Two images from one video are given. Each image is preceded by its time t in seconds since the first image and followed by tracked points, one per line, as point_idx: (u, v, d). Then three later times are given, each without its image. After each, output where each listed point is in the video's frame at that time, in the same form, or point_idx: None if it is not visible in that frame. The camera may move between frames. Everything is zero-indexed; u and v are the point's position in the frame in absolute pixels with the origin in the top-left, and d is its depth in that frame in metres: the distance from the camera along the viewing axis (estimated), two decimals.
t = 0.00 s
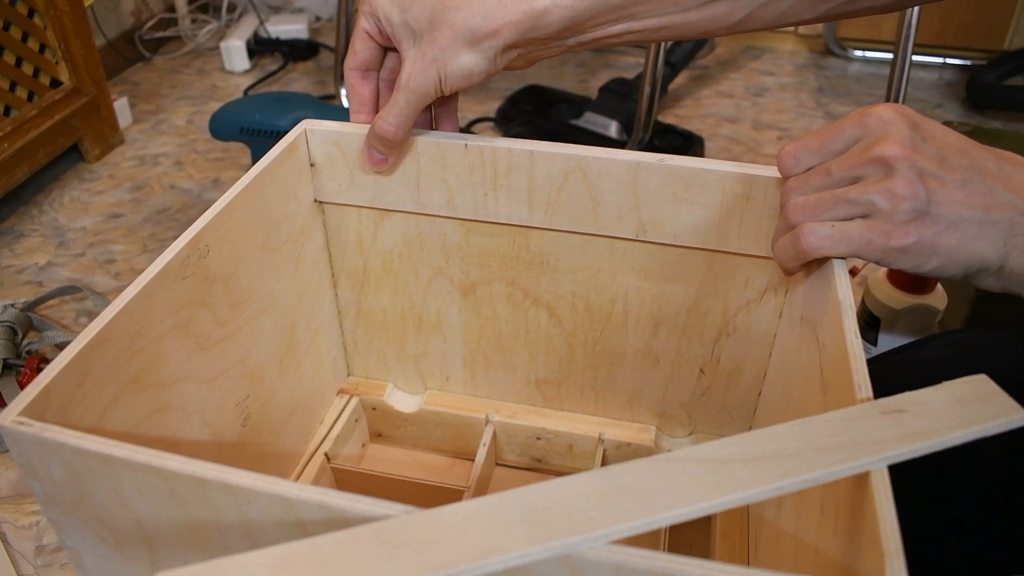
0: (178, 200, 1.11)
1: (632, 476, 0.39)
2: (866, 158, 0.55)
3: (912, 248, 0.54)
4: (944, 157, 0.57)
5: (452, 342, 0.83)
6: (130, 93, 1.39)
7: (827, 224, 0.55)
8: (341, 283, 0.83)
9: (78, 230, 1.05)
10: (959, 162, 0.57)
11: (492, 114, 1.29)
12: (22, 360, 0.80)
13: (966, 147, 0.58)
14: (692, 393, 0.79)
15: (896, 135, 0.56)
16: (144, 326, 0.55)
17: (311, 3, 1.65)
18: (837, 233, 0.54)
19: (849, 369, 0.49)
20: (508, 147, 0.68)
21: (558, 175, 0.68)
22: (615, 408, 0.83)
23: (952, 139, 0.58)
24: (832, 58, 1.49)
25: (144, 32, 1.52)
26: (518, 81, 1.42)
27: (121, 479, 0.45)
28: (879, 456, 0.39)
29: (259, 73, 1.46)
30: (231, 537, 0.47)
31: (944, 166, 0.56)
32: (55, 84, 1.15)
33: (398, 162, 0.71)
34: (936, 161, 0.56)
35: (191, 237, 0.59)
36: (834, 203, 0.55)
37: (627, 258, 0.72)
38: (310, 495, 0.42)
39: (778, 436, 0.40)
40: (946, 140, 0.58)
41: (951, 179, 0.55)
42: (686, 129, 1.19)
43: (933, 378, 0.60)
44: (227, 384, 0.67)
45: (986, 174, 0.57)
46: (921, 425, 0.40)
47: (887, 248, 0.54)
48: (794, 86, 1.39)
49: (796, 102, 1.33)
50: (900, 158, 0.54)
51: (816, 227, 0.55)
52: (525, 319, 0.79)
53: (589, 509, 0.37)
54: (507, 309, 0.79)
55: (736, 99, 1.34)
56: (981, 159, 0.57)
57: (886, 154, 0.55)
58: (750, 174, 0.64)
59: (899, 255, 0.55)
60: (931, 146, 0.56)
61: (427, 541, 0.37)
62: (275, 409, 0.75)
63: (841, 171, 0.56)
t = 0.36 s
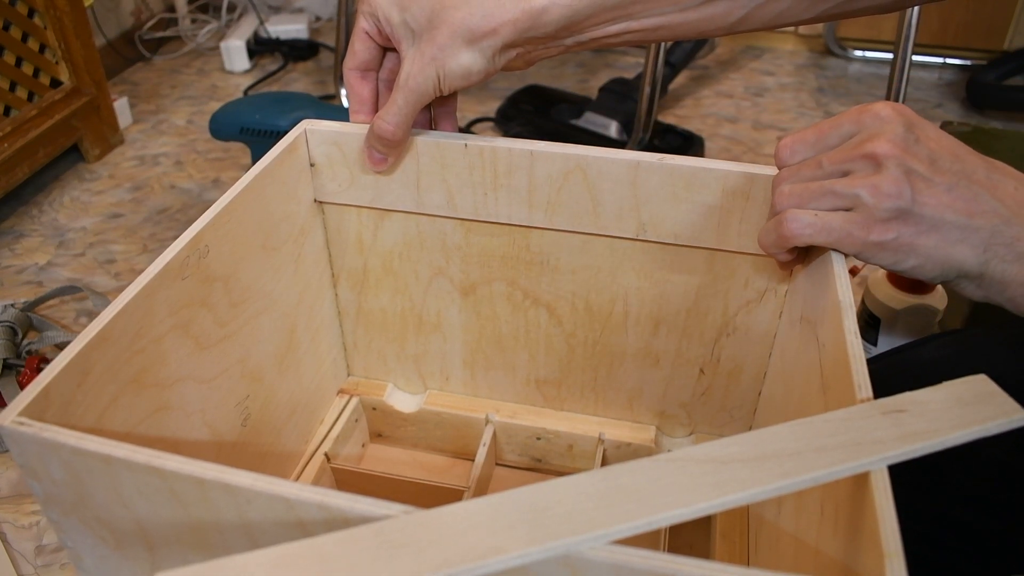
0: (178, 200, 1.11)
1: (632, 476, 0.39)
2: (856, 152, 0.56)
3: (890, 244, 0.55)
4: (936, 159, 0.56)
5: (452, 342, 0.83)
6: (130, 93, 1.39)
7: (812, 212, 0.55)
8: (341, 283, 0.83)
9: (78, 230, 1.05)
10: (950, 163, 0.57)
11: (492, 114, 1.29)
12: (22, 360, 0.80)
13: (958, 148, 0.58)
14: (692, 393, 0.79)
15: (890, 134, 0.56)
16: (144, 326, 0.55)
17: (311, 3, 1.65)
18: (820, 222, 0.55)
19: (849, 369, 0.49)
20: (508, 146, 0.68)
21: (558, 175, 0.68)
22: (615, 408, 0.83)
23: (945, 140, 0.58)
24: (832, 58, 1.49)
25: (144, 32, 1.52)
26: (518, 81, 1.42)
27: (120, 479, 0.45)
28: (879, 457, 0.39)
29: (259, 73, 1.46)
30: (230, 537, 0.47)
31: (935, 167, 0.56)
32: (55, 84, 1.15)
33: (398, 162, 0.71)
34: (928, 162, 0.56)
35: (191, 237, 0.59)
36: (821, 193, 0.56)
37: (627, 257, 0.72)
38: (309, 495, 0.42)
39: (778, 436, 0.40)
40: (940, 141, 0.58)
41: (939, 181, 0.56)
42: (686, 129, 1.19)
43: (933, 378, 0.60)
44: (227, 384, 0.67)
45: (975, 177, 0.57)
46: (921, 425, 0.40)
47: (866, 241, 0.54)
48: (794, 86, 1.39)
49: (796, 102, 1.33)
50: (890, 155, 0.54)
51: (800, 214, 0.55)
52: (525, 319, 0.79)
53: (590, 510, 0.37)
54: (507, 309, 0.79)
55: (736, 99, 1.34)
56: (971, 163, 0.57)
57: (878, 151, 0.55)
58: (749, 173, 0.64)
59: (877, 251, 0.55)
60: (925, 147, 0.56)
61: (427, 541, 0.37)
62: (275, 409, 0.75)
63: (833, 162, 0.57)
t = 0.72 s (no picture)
0: (178, 200, 1.11)
1: (632, 476, 0.39)
2: (826, 202, 0.53)
3: (906, 273, 0.50)
4: (910, 170, 0.50)
5: (452, 342, 0.83)
6: (130, 93, 1.39)
7: (822, 264, 0.52)
8: (341, 283, 0.83)
9: (78, 230, 1.05)
10: (935, 162, 0.49)
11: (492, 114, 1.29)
12: (22, 360, 0.80)
13: (941, 135, 0.50)
14: (692, 393, 0.79)
15: (849, 173, 0.52)
16: (144, 327, 0.55)
17: (311, 3, 1.65)
18: (833, 272, 0.51)
19: (850, 370, 0.49)
20: (509, 148, 0.68)
21: (558, 175, 0.68)
22: (614, 408, 0.83)
23: (913, 139, 0.51)
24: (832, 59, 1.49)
25: (144, 32, 1.52)
26: (518, 81, 1.42)
27: (120, 479, 0.45)
28: (879, 456, 0.39)
29: (259, 73, 1.47)
30: (230, 537, 0.47)
31: (910, 182, 0.50)
32: (55, 84, 1.15)
33: (398, 162, 0.71)
34: (899, 180, 0.50)
35: (191, 237, 0.59)
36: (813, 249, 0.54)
37: (627, 258, 0.72)
38: (309, 495, 0.42)
39: (778, 436, 0.40)
40: (910, 142, 0.51)
41: (921, 196, 0.50)
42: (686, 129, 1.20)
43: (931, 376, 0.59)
44: (226, 384, 0.67)
45: (975, 162, 0.48)
46: (921, 425, 0.40)
47: (882, 283, 0.51)
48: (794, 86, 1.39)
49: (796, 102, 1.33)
50: (860, 197, 0.51)
51: (810, 268, 0.52)
52: (525, 319, 0.79)
53: (590, 509, 0.37)
54: (506, 309, 0.79)
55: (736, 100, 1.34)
56: (965, 143, 0.49)
57: (840, 200, 0.52)
58: (750, 173, 0.63)
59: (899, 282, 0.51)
60: (889, 166, 0.51)
61: (428, 540, 0.37)
62: (275, 409, 0.75)
63: (814, 215, 0.55)
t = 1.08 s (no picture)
0: (178, 200, 1.11)
1: (633, 475, 0.39)
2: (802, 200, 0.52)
3: (896, 261, 0.50)
4: (873, 159, 0.48)
5: (452, 342, 0.83)
6: (130, 93, 1.39)
7: (815, 265, 0.51)
8: (341, 283, 0.83)
9: (78, 230, 1.05)
10: (898, 149, 0.48)
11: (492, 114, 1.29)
12: (22, 360, 0.80)
13: (904, 121, 0.48)
14: (693, 394, 0.79)
15: (819, 169, 0.51)
16: (144, 326, 0.55)
17: (311, 3, 1.65)
18: (828, 273, 0.50)
19: (850, 370, 0.49)
20: (509, 148, 0.68)
21: (558, 175, 0.68)
22: (615, 408, 0.83)
23: (876, 127, 0.49)
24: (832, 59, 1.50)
25: (144, 32, 1.52)
26: (518, 81, 1.42)
27: (120, 478, 0.45)
28: (879, 455, 0.39)
29: (259, 73, 1.47)
30: (231, 536, 0.47)
31: (875, 173, 0.49)
32: (55, 84, 1.15)
33: (398, 162, 0.72)
34: (863, 170, 0.49)
35: (192, 237, 0.59)
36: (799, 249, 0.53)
37: (627, 258, 0.72)
38: (310, 495, 0.42)
39: (779, 436, 0.40)
40: (874, 130, 0.49)
41: (888, 186, 0.48)
42: (686, 129, 1.20)
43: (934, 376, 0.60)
44: (226, 384, 0.67)
45: (938, 146, 0.46)
46: (921, 424, 0.40)
47: (875, 274, 0.50)
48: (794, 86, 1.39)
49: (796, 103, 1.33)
50: (831, 194, 0.50)
51: (804, 273, 0.51)
52: (525, 319, 0.79)
53: (590, 508, 0.37)
54: (507, 309, 0.79)
55: (736, 99, 1.34)
56: (928, 128, 0.47)
57: (812, 197, 0.51)
58: (749, 172, 0.64)
59: (891, 270, 0.50)
60: (852, 159, 0.49)
61: (429, 539, 0.37)
62: (275, 409, 0.75)
63: (796, 213, 0.54)
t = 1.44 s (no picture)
0: (178, 201, 1.11)
1: (633, 474, 0.39)
2: (801, 194, 0.52)
3: (893, 256, 0.49)
4: (870, 153, 0.48)
5: (452, 342, 0.83)
6: (130, 93, 1.39)
7: (812, 263, 0.51)
8: (341, 283, 0.83)
9: (78, 229, 1.05)
10: (896, 144, 0.47)
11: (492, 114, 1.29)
12: (22, 360, 0.80)
13: (902, 116, 0.47)
14: (693, 394, 0.79)
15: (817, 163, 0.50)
16: (144, 326, 0.55)
17: (311, 3, 1.65)
18: (825, 270, 0.50)
19: (850, 369, 0.49)
20: (509, 148, 0.68)
21: (558, 175, 0.68)
22: (614, 408, 0.83)
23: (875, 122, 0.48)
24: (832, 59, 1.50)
25: (144, 32, 1.52)
26: (518, 81, 1.42)
27: (121, 478, 0.45)
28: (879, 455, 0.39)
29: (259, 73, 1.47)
30: (232, 536, 0.47)
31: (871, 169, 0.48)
32: (55, 84, 1.15)
33: (398, 162, 0.72)
34: (860, 165, 0.48)
35: (192, 236, 0.59)
36: (796, 244, 0.53)
37: (627, 257, 0.72)
38: (310, 494, 0.42)
39: (779, 435, 0.40)
40: (872, 124, 0.49)
41: (884, 180, 0.48)
42: (686, 129, 1.20)
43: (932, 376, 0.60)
44: (226, 384, 0.67)
45: (935, 141, 0.45)
46: (921, 424, 0.40)
47: (872, 269, 0.50)
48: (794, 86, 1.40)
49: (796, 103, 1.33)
50: (827, 189, 0.50)
51: (800, 271, 0.51)
52: (525, 319, 0.79)
53: (590, 507, 0.37)
54: (507, 309, 0.79)
55: (736, 99, 1.34)
56: (924, 123, 0.46)
57: (810, 190, 0.51)
58: (748, 172, 0.64)
59: (889, 265, 0.50)
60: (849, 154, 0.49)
61: (429, 538, 0.37)
62: (274, 409, 0.75)
63: (795, 209, 0.54)
